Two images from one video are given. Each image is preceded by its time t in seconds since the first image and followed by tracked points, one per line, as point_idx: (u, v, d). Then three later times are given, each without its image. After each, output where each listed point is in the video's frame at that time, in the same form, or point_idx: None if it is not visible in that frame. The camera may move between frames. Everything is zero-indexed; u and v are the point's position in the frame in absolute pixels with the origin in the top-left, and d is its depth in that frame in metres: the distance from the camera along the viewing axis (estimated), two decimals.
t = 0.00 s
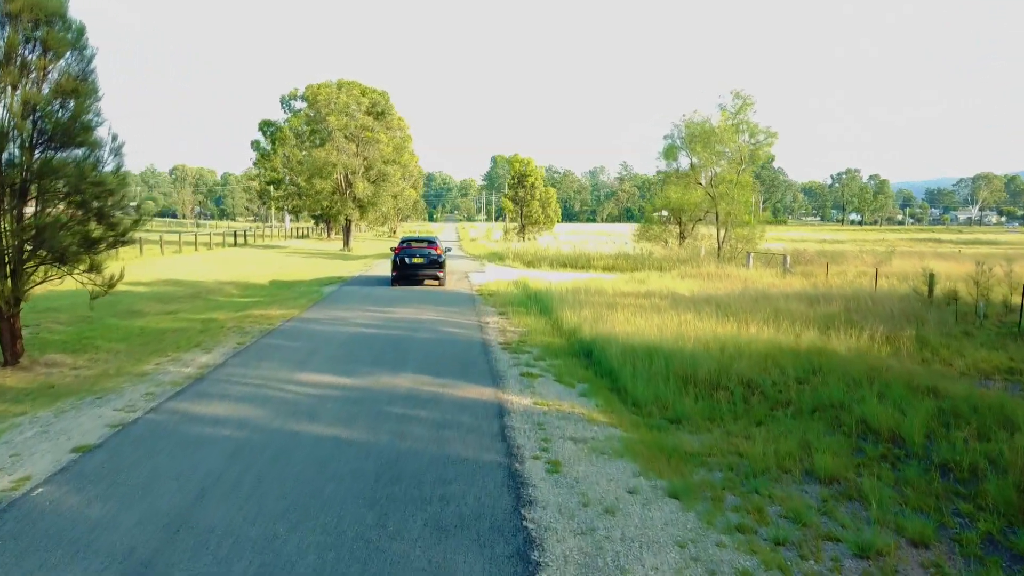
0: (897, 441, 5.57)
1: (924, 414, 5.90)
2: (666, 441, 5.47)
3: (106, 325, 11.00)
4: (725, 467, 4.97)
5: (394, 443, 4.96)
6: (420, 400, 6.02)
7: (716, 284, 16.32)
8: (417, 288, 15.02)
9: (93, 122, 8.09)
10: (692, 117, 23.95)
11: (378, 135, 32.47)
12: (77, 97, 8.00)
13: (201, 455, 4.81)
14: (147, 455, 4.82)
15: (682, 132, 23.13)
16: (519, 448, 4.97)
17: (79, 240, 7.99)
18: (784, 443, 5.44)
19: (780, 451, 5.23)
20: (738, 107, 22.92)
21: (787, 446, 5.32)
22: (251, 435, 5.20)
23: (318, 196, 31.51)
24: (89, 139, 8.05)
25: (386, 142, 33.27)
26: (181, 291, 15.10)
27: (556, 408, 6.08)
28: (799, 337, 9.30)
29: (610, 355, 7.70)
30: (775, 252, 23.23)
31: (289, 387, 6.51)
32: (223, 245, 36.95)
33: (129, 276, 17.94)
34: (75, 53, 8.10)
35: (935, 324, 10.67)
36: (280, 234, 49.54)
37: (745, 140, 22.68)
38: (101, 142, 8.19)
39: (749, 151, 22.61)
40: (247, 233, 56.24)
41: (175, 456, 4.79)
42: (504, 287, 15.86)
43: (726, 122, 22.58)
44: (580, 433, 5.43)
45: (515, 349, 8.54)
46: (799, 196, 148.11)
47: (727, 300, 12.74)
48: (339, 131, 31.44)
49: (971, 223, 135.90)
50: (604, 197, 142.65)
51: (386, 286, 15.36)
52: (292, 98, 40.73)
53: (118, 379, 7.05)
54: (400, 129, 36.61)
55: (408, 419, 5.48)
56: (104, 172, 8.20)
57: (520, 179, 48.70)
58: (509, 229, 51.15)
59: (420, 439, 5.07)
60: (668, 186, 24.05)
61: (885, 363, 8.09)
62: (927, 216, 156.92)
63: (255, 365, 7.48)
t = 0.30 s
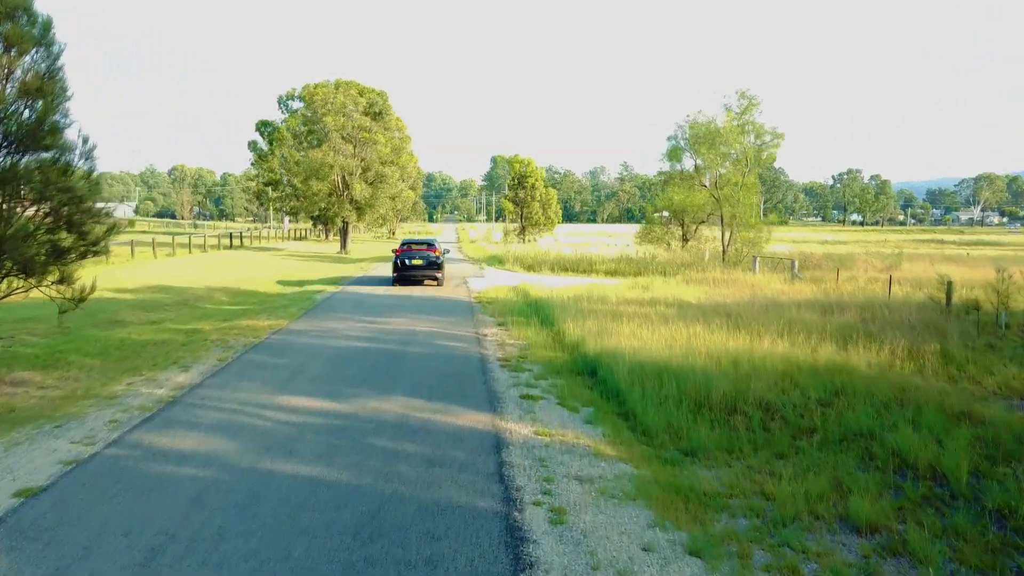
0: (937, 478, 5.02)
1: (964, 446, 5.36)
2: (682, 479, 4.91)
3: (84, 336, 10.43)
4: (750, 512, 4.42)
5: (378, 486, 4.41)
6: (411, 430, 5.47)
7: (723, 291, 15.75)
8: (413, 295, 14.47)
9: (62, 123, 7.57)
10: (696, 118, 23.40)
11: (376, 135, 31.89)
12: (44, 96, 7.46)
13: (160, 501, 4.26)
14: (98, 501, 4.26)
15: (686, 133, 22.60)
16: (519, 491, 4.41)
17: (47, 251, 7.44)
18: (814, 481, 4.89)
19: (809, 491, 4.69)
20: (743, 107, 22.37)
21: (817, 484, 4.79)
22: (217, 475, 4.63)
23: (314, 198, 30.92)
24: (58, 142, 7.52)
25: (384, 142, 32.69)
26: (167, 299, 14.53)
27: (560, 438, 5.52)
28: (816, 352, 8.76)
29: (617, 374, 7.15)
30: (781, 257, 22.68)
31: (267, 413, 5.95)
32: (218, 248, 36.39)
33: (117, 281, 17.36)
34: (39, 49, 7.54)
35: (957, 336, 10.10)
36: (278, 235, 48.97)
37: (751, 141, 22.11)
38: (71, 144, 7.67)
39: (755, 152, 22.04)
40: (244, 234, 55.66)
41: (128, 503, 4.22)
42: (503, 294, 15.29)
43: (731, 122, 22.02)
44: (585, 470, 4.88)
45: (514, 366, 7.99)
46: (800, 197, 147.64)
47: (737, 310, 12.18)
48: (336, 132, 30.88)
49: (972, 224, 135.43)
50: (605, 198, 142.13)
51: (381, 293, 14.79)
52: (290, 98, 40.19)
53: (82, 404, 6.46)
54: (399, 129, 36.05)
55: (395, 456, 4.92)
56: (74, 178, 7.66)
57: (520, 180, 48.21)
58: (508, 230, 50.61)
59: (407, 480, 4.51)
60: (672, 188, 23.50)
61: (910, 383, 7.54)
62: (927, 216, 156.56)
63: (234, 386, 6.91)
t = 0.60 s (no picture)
0: (982, 523, 4.52)
1: (1008, 483, 4.86)
2: (701, 524, 4.40)
3: (62, 349, 9.91)
4: (780, 566, 3.92)
5: (359, 538, 3.90)
6: (400, 467, 4.97)
7: (730, 298, 15.21)
8: (409, 303, 13.95)
9: (29, 126, 7.11)
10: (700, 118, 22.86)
11: (374, 137, 31.37)
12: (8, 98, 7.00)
13: (111, 555, 3.75)
14: (42, 553, 3.75)
15: (690, 134, 22.10)
16: (518, 544, 3.90)
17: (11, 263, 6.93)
18: (848, 526, 4.38)
19: (845, 540, 4.18)
20: (748, 108, 21.81)
21: (852, 531, 4.28)
22: (180, 524, 4.12)
23: (311, 200, 30.42)
24: (24, 146, 7.06)
25: (382, 144, 32.17)
26: (155, 307, 14.00)
27: (563, 474, 5.02)
28: (834, 369, 8.24)
29: (625, 396, 6.65)
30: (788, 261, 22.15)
31: (244, 445, 5.43)
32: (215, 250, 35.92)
33: (105, 287, 16.85)
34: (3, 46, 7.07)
35: (980, 349, 9.56)
36: (275, 237, 48.49)
37: (757, 143, 21.55)
38: (38, 148, 7.21)
39: (761, 154, 21.49)
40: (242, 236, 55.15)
41: (74, 559, 3.70)
42: (502, 301, 14.77)
43: (736, 123, 21.45)
44: (593, 515, 4.37)
45: (514, 386, 7.46)
46: (801, 197, 147.18)
47: (747, 320, 11.64)
48: (333, 133, 30.34)
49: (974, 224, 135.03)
50: (605, 199, 141.64)
51: (376, 300, 14.26)
52: (286, 99, 39.69)
53: (45, 431, 5.93)
54: (397, 130, 35.53)
55: (380, 499, 4.41)
56: (42, 185, 7.18)
57: (520, 181, 47.73)
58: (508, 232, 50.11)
59: (393, 530, 4.01)
60: (675, 191, 23.00)
61: (937, 405, 7.04)
62: (928, 217, 156.01)
63: (211, 410, 6.39)
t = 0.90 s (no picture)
0: None
1: None
2: None
3: (35, 363, 9.37)
4: None
5: None
6: (385, 511, 4.43)
7: (737, 306, 14.68)
8: (405, 311, 13.42)
9: None
10: (705, 119, 22.33)
11: (371, 137, 30.79)
12: None
13: None
14: None
15: (694, 135, 21.60)
16: None
17: None
18: None
19: None
20: (754, 108, 21.27)
21: None
22: None
23: (307, 202, 29.92)
24: None
25: (380, 144, 31.62)
26: (140, 315, 13.47)
27: (568, 519, 4.48)
28: (856, 388, 7.70)
29: (634, 421, 6.12)
30: (794, 266, 21.63)
31: (214, 483, 4.89)
32: (211, 252, 35.44)
33: (92, 293, 16.34)
34: None
35: (1008, 365, 9.00)
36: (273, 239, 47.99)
37: (763, 144, 21.01)
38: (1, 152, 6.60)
39: (767, 156, 20.92)
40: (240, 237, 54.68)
41: None
42: (501, 308, 14.24)
43: (742, 123, 20.90)
44: (603, 572, 3.84)
45: (514, 407, 6.92)
46: (802, 198, 146.71)
47: (758, 331, 11.11)
48: (329, 133, 29.81)
49: (976, 225, 134.64)
50: (606, 199, 141.17)
51: (370, 308, 13.73)
52: (283, 99, 39.27)
53: None
54: (395, 131, 35.00)
55: (361, 553, 3.89)
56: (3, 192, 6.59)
57: (520, 182, 47.28)
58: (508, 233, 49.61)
59: None
60: (679, 194, 22.52)
61: (971, 430, 6.50)
62: (930, 218, 155.57)
63: (182, 438, 5.84)
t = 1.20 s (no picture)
0: None
1: None
2: None
3: (7, 379, 8.84)
4: None
5: None
6: (369, 566, 3.91)
7: (746, 314, 14.16)
8: (400, 320, 12.90)
9: None
10: (710, 120, 21.81)
11: (369, 138, 30.27)
12: None
13: None
14: None
15: (698, 136, 21.11)
16: None
17: None
18: None
19: None
20: (760, 109, 20.75)
21: None
22: None
23: (303, 204, 29.44)
24: None
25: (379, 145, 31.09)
26: (125, 323, 12.94)
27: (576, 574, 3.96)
28: (881, 409, 7.18)
29: (646, 452, 5.60)
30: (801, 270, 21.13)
31: (179, 529, 4.37)
32: (207, 254, 34.91)
33: (79, 299, 15.83)
34: None
35: None
36: (271, 240, 47.49)
37: (769, 146, 20.46)
38: None
39: (773, 158, 20.41)
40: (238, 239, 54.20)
41: None
42: (501, 316, 13.72)
43: (748, 124, 20.37)
44: None
45: (514, 433, 6.40)
46: (804, 198, 146.22)
47: (770, 343, 10.61)
48: (326, 134, 29.30)
49: (977, 226, 134.27)
50: (607, 200, 140.67)
51: (365, 316, 13.20)
52: (281, 99, 38.78)
53: None
54: (394, 131, 34.47)
55: None
56: None
57: (520, 183, 46.81)
58: (509, 234, 49.15)
59: None
60: (683, 197, 22.02)
61: (1011, 459, 5.98)
62: (932, 218, 155.03)
63: (151, 471, 5.32)
